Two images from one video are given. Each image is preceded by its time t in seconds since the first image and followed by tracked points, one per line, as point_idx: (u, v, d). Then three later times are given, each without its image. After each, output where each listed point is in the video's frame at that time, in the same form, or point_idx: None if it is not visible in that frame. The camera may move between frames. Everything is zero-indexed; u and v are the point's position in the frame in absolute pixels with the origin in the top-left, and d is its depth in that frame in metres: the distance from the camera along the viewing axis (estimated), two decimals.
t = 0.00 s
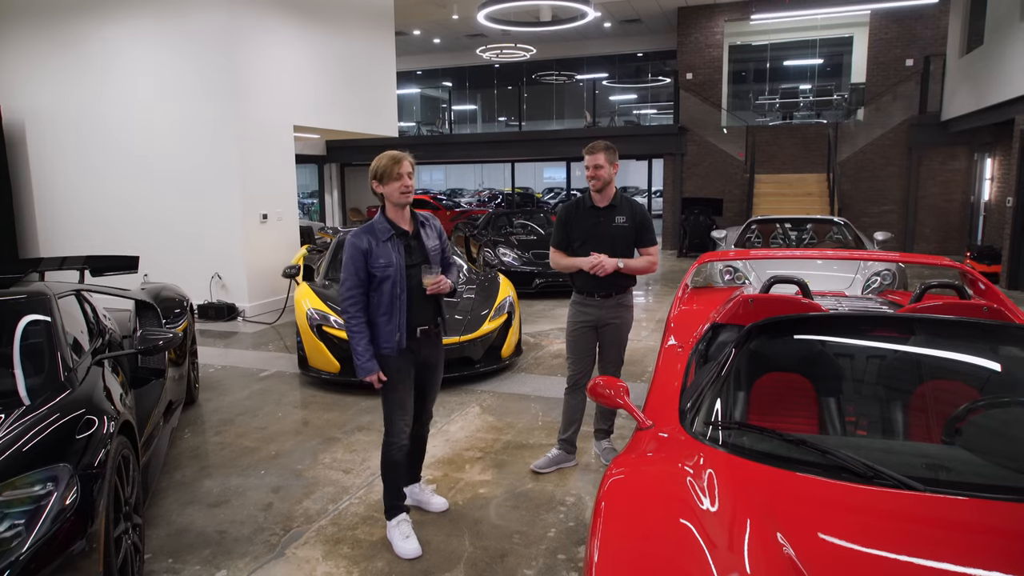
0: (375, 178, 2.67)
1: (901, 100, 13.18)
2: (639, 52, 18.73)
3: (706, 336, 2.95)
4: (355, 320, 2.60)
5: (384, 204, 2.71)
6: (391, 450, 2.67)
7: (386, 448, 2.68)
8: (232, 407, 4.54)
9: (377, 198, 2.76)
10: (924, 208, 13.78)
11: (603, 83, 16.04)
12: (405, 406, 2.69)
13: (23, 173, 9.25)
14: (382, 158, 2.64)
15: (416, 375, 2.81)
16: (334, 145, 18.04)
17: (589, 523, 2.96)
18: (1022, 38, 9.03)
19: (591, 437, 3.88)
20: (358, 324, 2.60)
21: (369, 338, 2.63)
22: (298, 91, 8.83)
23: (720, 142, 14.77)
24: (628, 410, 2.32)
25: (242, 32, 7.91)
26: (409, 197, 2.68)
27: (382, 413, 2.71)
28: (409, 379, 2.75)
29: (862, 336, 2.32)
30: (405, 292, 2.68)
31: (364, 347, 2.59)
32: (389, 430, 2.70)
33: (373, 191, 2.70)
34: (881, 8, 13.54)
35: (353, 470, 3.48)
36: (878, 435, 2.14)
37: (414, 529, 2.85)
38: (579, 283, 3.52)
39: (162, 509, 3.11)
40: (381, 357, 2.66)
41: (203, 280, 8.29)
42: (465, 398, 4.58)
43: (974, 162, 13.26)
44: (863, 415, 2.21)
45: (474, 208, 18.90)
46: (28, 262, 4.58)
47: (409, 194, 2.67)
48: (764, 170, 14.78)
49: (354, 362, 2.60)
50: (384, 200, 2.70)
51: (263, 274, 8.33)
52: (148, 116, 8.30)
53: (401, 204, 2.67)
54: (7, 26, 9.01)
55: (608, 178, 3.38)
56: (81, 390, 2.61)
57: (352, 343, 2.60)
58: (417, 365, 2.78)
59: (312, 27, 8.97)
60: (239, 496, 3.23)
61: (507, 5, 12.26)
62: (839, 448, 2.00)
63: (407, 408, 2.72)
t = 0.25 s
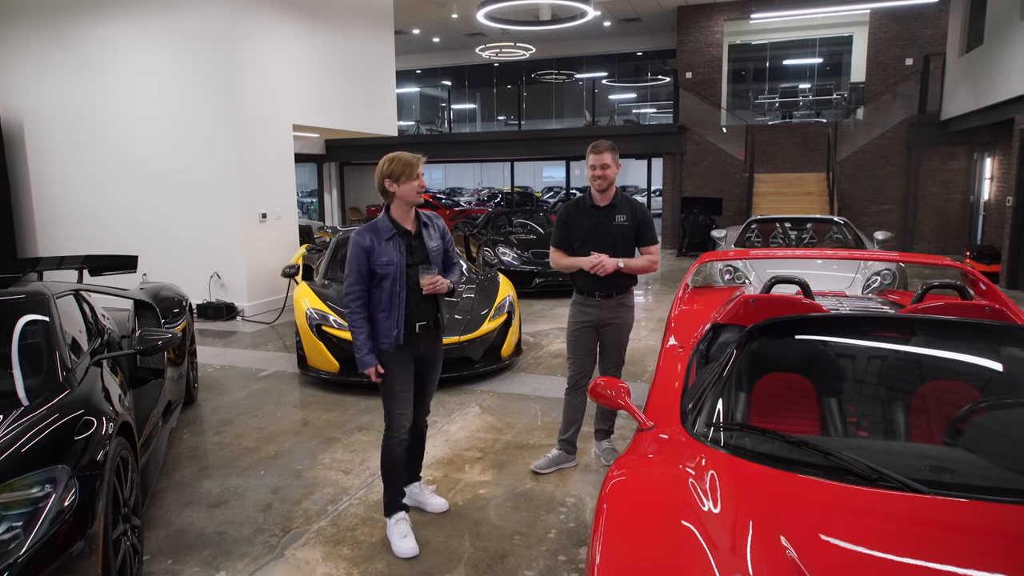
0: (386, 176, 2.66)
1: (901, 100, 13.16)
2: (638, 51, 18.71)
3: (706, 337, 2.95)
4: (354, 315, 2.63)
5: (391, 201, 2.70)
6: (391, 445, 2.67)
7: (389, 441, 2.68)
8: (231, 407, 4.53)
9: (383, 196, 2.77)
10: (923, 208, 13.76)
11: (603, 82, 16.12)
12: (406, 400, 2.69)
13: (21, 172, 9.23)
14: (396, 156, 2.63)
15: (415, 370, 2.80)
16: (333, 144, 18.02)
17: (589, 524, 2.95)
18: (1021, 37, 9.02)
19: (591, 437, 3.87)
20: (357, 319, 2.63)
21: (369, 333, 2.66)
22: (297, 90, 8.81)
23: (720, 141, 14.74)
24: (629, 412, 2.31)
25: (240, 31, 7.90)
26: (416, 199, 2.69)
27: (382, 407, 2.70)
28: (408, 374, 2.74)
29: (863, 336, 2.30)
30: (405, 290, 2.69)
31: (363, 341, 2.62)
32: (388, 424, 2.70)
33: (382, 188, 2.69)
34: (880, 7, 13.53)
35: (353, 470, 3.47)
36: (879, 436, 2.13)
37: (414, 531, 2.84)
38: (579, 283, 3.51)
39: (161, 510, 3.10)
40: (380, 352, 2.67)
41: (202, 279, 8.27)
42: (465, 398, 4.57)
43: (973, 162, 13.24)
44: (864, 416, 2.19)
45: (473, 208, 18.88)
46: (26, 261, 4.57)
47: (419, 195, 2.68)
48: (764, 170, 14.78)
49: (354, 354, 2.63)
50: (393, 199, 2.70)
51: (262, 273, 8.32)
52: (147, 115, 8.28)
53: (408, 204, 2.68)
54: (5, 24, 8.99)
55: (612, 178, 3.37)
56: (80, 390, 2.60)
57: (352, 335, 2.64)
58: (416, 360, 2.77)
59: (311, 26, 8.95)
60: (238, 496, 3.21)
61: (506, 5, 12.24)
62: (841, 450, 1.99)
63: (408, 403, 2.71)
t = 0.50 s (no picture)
0: (389, 174, 2.63)
1: (900, 100, 13.17)
2: (637, 51, 18.71)
3: (708, 338, 2.94)
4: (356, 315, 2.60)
5: (392, 199, 2.67)
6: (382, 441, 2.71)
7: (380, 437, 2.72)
8: (229, 409, 4.50)
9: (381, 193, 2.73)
10: (923, 208, 13.73)
11: (602, 83, 16.55)
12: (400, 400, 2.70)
13: (19, 173, 9.21)
14: (402, 156, 2.61)
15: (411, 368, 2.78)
16: (332, 144, 18.00)
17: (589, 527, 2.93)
18: (1021, 37, 9.02)
19: (591, 439, 3.85)
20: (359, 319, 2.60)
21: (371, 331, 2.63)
22: (296, 90, 8.79)
23: (719, 142, 14.72)
24: (631, 415, 2.30)
25: (238, 30, 7.86)
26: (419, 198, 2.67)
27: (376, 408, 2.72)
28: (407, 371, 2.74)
29: (865, 337, 2.29)
30: (405, 288, 2.67)
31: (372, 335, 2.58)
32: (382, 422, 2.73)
33: (383, 186, 2.65)
34: (879, 7, 13.53)
35: (352, 472, 3.45)
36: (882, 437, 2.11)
37: (412, 534, 2.81)
38: (580, 284, 3.48)
39: (158, 513, 3.08)
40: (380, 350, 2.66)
41: (201, 280, 8.24)
42: (465, 399, 4.54)
43: (973, 162, 13.22)
44: (867, 417, 2.17)
45: (473, 208, 18.84)
46: (23, 262, 4.54)
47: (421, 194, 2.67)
48: (764, 170, 14.77)
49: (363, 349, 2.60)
50: (394, 197, 2.67)
51: (261, 274, 8.29)
52: (146, 116, 8.25)
53: (410, 203, 2.66)
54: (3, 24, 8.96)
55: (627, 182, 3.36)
56: (76, 393, 2.58)
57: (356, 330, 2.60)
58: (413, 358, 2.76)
59: (309, 26, 8.92)
60: (236, 499, 3.19)
61: (506, 5, 12.22)
62: (845, 453, 1.97)
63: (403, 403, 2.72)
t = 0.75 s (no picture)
0: (376, 176, 2.66)
1: (900, 99, 13.15)
2: (637, 50, 18.68)
3: (711, 340, 2.91)
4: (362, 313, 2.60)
5: (379, 200, 2.70)
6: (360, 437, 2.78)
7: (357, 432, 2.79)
8: (227, 410, 4.46)
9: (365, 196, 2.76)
10: (924, 208, 13.70)
11: (602, 82, 16.59)
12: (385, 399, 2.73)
13: (17, 173, 9.17)
14: (389, 157, 2.65)
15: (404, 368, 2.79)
16: (331, 143, 17.98)
17: (591, 531, 2.90)
18: (1021, 37, 9.00)
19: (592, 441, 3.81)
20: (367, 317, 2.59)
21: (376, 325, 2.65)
22: (295, 90, 8.75)
23: (718, 141, 14.68)
24: (633, 418, 2.27)
25: (236, 29, 7.83)
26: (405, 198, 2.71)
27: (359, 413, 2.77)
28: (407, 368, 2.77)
29: (870, 340, 2.25)
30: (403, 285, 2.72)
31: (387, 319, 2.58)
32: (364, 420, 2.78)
33: (370, 187, 2.68)
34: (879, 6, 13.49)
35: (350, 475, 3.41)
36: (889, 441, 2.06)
37: (411, 538, 2.77)
38: (582, 285, 3.45)
39: (154, 517, 3.04)
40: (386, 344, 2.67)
41: (199, 280, 8.19)
42: (464, 401, 4.51)
43: (974, 161, 13.18)
44: (873, 420, 2.12)
45: (472, 208, 18.80)
46: (19, 262, 4.50)
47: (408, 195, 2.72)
48: (764, 170, 14.73)
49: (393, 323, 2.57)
50: (379, 198, 2.69)
51: (259, 274, 8.25)
52: (143, 115, 8.21)
53: (399, 203, 2.71)
54: None
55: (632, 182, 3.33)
56: (70, 395, 2.54)
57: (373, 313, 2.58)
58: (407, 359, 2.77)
59: (308, 25, 8.88)
60: (233, 503, 3.15)
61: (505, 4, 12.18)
62: (852, 457, 1.94)
63: (388, 404, 2.76)
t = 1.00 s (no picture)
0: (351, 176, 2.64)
1: (902, 98, 13.10)
2: (637, 48, 18.62)
3: (715, 341, 2.86)
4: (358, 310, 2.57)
5: (354, 198, 2.68)
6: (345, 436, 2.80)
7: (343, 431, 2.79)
8: (223, 412, 4.41)
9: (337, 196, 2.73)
10: (925, 207, 13.64)
11: (602, 81, 16.45)
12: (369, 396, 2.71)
13: (13, 172, 9.11)
14: (365, 155, 2.63)
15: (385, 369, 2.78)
16: (331, 142, 17.94)
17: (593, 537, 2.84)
18: None
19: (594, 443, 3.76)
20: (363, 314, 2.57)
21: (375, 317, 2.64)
22: (293, 88, 8.68)
23: (719, 140, 14.61)
24: (639, 422, 2.22)
25: (234, 27, 7.76)
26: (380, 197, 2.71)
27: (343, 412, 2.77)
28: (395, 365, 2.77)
29: (878, 340, 2.20)
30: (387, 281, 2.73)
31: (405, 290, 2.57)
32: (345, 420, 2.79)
33: (344, 187, 2.66)
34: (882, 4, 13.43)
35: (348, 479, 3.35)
36: (897, 443, 2.02)
37: (410, 544, 2.72)
38: (584, 285, 3.40)
39: (148, 522, 2.98)
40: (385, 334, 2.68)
41: (197, 280, 8.13)
42: (464, 402, 4.45)
43: (976, 160, 13.14)
44: (881, 423, 2.08)
45: (472, 207, 18.73)
46: (13, 262, 4.44)
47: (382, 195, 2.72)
48: (764, 169, 14.65)
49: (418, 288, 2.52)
50: (355, 197, 2.68)
51: (257, 273, 8.20)
52: (141, 114, 8.15)
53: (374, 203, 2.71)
54: None
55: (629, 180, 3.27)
56: (61, 399, 2.48)
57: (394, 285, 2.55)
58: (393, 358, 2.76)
59: (307, 23, 8.81)
60: (229, 507, 3.10)
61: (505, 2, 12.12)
62: (863, 463, 1.88)
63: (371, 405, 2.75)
